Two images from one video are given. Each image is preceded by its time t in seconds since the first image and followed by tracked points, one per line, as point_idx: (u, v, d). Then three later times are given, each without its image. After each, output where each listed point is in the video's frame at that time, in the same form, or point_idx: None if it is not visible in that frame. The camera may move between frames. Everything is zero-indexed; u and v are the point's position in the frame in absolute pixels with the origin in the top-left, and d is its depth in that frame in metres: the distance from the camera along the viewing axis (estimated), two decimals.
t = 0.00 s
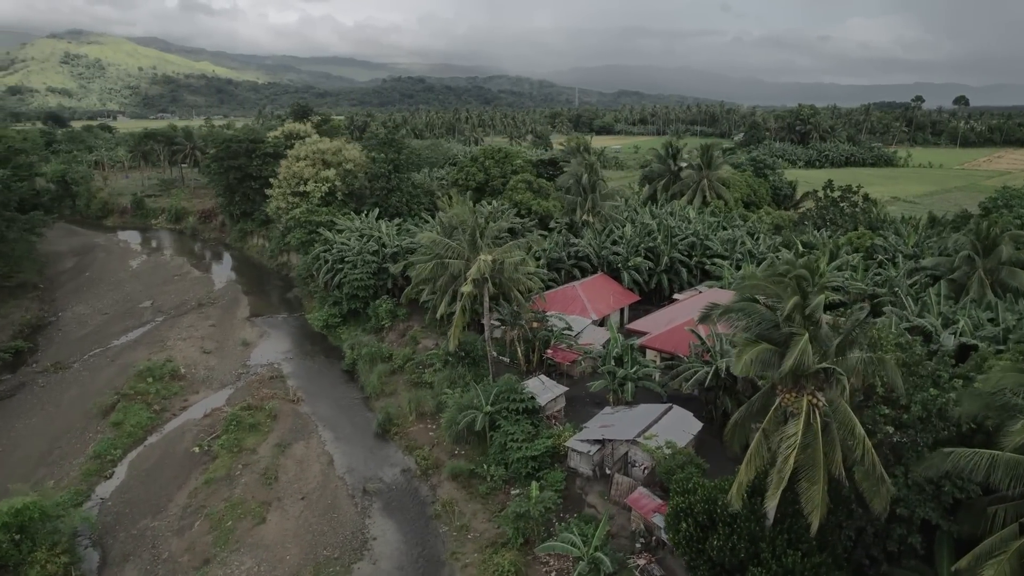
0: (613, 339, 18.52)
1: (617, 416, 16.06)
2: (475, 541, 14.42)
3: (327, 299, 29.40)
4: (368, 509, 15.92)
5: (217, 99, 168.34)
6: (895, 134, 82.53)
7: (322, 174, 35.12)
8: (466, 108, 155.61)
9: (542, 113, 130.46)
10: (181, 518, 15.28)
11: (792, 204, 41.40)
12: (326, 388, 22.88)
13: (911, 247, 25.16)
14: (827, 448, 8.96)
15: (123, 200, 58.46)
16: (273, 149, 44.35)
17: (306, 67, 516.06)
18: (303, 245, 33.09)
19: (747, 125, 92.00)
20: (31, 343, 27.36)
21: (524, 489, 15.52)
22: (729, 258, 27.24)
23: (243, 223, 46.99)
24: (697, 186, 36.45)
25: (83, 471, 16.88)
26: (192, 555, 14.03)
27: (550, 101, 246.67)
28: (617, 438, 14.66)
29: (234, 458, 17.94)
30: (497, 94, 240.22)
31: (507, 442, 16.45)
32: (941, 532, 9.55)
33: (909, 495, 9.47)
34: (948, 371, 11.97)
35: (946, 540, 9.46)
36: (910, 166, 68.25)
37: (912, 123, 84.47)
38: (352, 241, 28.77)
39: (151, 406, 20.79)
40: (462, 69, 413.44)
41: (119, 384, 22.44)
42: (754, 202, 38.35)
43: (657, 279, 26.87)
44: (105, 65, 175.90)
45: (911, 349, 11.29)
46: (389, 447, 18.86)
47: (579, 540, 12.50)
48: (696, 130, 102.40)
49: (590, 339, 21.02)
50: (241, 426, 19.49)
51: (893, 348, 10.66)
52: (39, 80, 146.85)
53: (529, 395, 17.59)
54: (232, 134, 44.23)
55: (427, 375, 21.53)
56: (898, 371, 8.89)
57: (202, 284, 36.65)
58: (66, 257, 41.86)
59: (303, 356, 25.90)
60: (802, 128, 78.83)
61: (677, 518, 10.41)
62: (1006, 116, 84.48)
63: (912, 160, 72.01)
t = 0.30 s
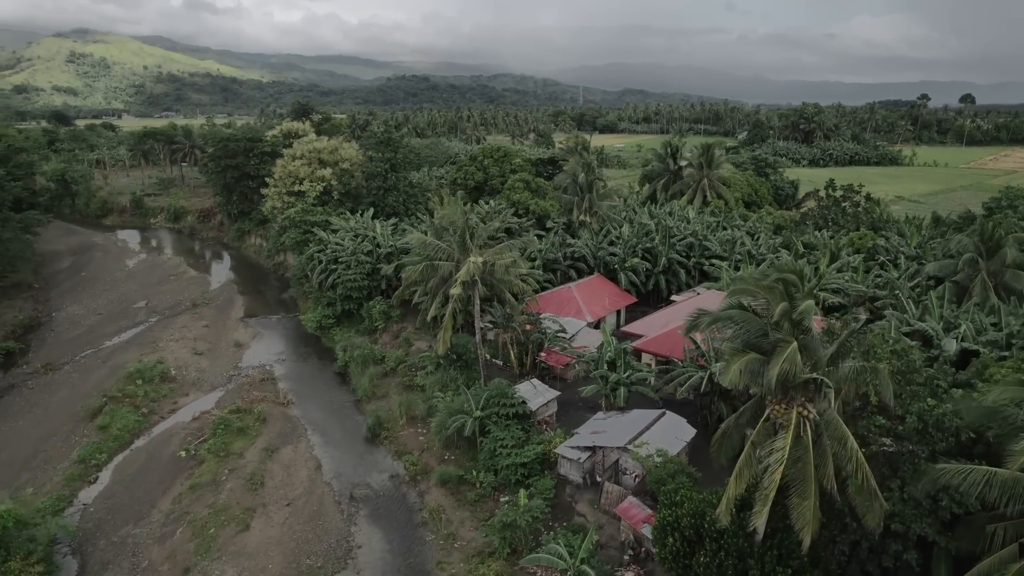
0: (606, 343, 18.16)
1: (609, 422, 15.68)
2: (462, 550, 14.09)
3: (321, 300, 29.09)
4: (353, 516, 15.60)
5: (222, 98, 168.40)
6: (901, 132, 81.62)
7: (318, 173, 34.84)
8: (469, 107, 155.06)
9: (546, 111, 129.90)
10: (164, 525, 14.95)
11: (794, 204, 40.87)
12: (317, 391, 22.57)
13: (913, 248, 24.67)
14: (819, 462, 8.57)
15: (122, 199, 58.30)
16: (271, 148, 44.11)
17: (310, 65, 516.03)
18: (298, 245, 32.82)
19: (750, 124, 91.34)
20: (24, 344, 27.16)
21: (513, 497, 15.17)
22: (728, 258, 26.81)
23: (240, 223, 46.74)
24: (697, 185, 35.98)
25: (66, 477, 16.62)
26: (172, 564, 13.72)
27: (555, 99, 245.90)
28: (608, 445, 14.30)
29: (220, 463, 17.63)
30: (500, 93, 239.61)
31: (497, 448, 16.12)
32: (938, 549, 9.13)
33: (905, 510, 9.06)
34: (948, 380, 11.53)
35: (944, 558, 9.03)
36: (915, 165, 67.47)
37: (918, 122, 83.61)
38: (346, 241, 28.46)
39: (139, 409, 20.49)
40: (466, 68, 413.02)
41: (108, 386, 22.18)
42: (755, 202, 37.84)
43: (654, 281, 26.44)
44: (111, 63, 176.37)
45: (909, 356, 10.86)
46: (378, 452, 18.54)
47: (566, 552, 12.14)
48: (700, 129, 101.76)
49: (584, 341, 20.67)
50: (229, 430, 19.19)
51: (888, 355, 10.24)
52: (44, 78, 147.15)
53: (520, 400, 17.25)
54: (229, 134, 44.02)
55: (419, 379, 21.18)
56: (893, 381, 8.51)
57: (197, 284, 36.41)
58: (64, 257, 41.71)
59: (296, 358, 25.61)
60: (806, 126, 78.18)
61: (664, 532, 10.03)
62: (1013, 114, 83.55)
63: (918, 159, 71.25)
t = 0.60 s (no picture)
0: (599, 345, 17.81)
1: (599, 426, 15.33)
2: (446, 558, 13.79)
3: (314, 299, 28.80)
4: (339, 522, 15.31)
5: (226, 94, 168.46)
6: (906, 129, 80.83)
7: (314, 171, 34.56)
8: (473, 103, 154.69)
9: (548, 108, 129.42)
10: (145, 531, 14.66)
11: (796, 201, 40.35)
12: (308, 392, 22.29)
13: (915, 248, 24.17)
14: (807, 473, 8.20)
15: (121, 197, 58.16)
16: (268, 146, 43.86)
17: (314, 62, 517.28)
18: (292, 243, 32.55)
19: (754, 120, 90.66)
20: (15, 343, 26.98)
21: (501, 503, 14.86)
22: (726, 258, 26.38)
23: (238, 221, 46.50)
24: (697, 183, 35.54)
25: (48, 480, 16.38)
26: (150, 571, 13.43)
27: (558, 96, 245.13)
28: (597, 451, 13.96)
29: (205, 466, 17.33)
30: (504, 89, 239.00)
31: (485, 453, 15.82)
32: (932, 564, 8.74)
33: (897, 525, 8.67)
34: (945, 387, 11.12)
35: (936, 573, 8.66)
36: (920, 162, 66.80)
37: (924, 118, 82.85)
38: (340, 240, 28.15)
39: (126, 410, 20.19)
40: (470, 65, 413.36)
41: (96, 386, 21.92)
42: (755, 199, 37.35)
43: (651, 280, 26.03)
44: (116, 61, 176.56)
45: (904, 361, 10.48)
46: (366, 455, 18.24)
47: (550, 562, 11.84)
48: (703, 126, 101.15)
49: (578, 342, 20.33)
50: (216, 432, 18.91)
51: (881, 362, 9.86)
52: (50, 75, 147.34)
53: (510, 403, 16.93)
54: (226, 131, 43.82)
55: (410, 380, 20.88)
56: (883, 390, 8.15)
57: (193, 282, 36.19)
58: (60, 255, 41.56)
59: (288, 358, 25.33)
60: (810, 123, 77.51)
61: (647, 545, 9.70)
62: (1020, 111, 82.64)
63: (923, 156, 70.53)
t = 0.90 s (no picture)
0: (590, 346, 17.46)
1: (588, 430, 14.96)
2: (430, 565, 13.51)
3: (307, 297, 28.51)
4: (323, 526, 15.04)
5: (230, 90, 168.49)
6: (911, 125, 80.02)
7: (309, 167, 34.20)
8: (476, 99, 154.14)
9: (551, 104, 128.86)
10: (125, 536, 14.37)
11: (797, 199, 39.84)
12: (298, 392, 22.04)
13: (916, 247, 23.69)
14: (792, 486, 7.84)
15: (120, 193, 58.01)
16: (265, 142, 43.54)
17: (318, 58, 517.22)
18: (287, 241, 32.29)
19: (758, 116, 89.97)
20: (6, 342, 26.79)
21: (487, 508, 14.56)
22: (724, 257, 25.95)
23: (235, 218, 46.27)
24: (697, 180, 35.07)
25: (30, 483, 16.14)
26: None
27: (562, 92, 244.28)
28: (585, 456, 13.61)
29: (190, 468, 17.03)
30: (507, 85, 238.21)
31: (472, 456, 15.52)
32: None
33: (887, 539, 8.30)
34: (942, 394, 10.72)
35: None
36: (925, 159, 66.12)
37: (929, 114, 82.05)
38: (333, 238, 27.83)
39: (112, 410, 19.90)
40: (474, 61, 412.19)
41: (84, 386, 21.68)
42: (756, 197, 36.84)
43: (647, 279, 25.65)
44: (121, 57, 176.70)
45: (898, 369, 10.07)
46: (354, 457, 17.97)
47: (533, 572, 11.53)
48: (707, 122, 100.55)
49: (571, 343, 19.96)
50: (202, 433, 18.64)
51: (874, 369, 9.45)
52: (55, 71, 147.56)
53: (499, 405, 16.59)
54: (223, 127, 43.54)
55: (400, 381, 20.58)
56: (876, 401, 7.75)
57: (188, 280, 36.00)
58: (56, 252, 41.42)
59: (280, 357, 25.05)
60: (814, 119, 76.85)
61: (629, 559, 9.37)
62: None
63: (928, 153, 69.85)
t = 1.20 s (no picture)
0: (581, 346, 17.12)
1: (577, 433, 14.62)
2: (413, 571, 13.22)
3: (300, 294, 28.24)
4: (306, 530, 14.75)
5: (234, 86, 168.14)
6: (916, 121, 79.15)
7: (303, 164, 33.85)
8: (479, 95, 153.64)
9: (554, 99, 128.12)
10: (104, 539, 14.11)
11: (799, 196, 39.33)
12: (288, 391, 21.79)
13: (918, 245, 23.22)
14: (776, 498, 7.51)
15: (118, 189, 57.82)
16: (262, 137, 43.23)
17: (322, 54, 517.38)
18: (281, 238, 32.04)
19: (762, 111, 89.21)
20: None
21: (473, 513, 14.27)
22: (721, 255, 25.55)
23: (232, 214, 46.05)
24: (696, 176, 34.62)
25: (10, 485, 15.88)
26: None
27: (566, 87, 243.22)
28: (572, 460, 13.27)
29: (174, 469, 16.73)
30: (510, 81, 237.44)
31: (459, 459, 15.24)
32: None
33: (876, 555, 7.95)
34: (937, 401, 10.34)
35: None
36: (930, 155, 65.38)
37: (935, 110, 81.18)
38: (326, 235, 27.53)
39: (98, 410, 19.63)
40: (478, 57, 411.25)
41: (71, 385, 21.44)
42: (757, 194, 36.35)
43: (643, 277, 25.28)
44: (125, 52, 176.75)
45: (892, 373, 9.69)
46: (341, 458, 17.68)
47: None
48: (711, 118, 99.89)
49: (563, 342, 19.62)
50: (188, 434, 18.36)
51: (867, 374, 9.07)
52: (59, 67, 147.67)
53: (487, 407, 16.28)
54: (221, 123, 43.37)
55: (390, 381, 20.29)
56: (866, 411, 7.38)
57: (183, 277, 35.78)
58: (52, 249, 41.23)
59: (271, 356, 24.81)
60: (818, 115, 76.12)
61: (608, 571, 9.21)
62: None
63: (933, 149, 69.08)
